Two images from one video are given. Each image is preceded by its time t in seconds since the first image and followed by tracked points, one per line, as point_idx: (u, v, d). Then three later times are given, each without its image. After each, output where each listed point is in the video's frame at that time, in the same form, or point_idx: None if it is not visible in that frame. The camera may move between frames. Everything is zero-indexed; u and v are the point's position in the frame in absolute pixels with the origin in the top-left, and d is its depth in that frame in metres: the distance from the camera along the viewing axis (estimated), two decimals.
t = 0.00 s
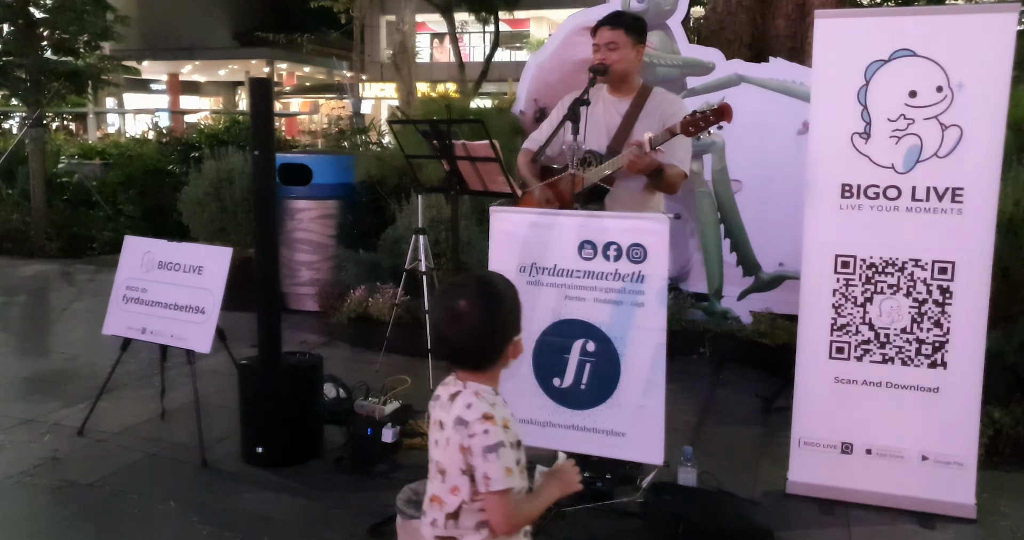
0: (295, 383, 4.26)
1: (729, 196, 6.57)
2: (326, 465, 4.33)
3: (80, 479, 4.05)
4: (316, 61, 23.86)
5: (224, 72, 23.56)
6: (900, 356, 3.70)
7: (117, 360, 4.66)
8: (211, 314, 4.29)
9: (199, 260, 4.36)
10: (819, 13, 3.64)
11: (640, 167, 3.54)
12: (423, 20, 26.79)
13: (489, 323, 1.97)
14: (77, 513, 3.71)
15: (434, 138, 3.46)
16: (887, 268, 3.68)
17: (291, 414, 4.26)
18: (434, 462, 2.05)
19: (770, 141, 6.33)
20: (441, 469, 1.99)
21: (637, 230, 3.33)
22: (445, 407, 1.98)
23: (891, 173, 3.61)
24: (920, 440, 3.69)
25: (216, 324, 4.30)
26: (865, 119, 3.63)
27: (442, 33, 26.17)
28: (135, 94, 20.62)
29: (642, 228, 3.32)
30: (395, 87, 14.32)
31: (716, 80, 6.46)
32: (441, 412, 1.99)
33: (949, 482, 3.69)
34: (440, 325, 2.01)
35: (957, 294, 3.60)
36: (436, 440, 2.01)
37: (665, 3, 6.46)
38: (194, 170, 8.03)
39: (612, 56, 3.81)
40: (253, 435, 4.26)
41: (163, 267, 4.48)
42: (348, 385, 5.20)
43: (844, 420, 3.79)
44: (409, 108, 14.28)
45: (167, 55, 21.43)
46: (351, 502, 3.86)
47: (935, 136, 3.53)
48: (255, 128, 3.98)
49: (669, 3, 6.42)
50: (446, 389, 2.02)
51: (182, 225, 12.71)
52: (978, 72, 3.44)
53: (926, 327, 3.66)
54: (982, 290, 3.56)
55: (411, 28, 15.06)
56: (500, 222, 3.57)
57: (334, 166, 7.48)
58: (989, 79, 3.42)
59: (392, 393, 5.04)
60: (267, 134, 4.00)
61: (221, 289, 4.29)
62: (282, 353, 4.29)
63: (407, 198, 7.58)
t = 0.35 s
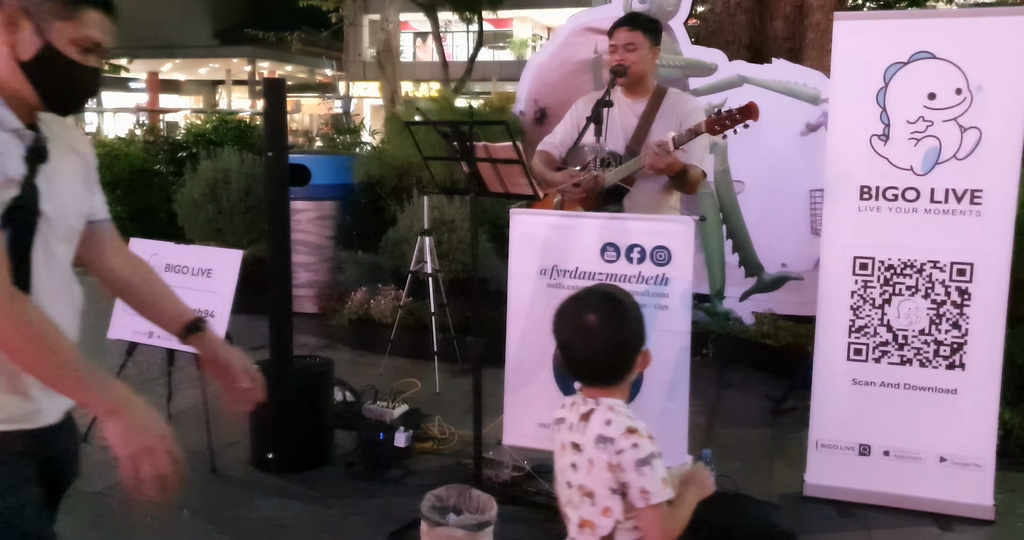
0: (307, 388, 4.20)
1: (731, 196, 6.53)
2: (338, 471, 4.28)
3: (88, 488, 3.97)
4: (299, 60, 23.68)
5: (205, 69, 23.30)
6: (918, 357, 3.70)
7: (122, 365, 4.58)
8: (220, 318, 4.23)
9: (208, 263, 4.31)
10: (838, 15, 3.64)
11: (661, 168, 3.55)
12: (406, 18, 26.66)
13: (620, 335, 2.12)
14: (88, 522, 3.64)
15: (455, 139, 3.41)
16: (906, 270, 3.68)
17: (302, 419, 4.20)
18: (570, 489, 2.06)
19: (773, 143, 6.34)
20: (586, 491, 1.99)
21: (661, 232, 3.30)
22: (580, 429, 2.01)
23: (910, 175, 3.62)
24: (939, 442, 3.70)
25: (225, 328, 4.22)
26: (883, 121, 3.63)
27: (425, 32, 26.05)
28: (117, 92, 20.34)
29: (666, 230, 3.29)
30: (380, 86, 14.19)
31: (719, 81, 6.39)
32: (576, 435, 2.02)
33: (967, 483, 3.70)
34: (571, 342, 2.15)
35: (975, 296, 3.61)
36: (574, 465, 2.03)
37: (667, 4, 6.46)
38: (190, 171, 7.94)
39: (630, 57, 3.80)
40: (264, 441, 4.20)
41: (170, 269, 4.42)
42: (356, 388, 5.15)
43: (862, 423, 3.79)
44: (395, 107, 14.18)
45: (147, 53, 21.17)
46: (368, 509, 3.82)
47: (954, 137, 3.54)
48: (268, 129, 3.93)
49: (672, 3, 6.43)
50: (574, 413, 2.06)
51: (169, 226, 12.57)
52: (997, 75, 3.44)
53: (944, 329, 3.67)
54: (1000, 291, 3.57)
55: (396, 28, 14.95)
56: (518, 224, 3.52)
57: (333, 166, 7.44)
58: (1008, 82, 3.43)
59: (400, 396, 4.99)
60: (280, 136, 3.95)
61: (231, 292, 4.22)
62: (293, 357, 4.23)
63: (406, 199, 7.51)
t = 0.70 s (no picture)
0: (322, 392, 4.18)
1: (729, 198, 6.50)
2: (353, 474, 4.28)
3: (101, 494, 3.94)
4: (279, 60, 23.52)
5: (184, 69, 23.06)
6: (930, 357, 3.76)
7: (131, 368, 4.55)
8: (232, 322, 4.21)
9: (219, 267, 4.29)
10: (852, 19, 3.68)
11: (681, 168, 3.64)
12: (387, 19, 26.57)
13: (759, 338, 2.02)
14: (102, 529, 3.61)
15: (479, 143, 3.44)
16: (918, 271, 3.74)
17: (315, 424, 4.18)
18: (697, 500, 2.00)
19: (772, 146, 6.33)
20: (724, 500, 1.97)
21: (684, 235, 3.35)
22: (709, 438, 1.98)
23: (923, 177, 3.67)
24: (951, 440, 3.75)
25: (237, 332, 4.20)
26: (897, 123, 3.68)
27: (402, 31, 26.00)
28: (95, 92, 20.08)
29: (689, 234, 3.34)
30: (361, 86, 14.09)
31: (717, 82, 6.33)
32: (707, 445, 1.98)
33: (978, 481, 3.76)
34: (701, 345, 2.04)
35: (986, 296, 3.67)
36: (705, 475, 1.98)
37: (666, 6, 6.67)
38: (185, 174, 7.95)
39: (648, 59, 3.87)
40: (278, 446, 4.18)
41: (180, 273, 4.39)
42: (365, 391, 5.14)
43: (876, 422, 3.84)
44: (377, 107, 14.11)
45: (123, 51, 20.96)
46: (386, 514, 3.82)
47: (967, 140, 3.59)
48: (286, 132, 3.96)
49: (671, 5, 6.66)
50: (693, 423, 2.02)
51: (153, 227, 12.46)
52: (1010, 79, 3.50)
53: (956, 329, 3.72)
54: (1011, 292, 3.63)
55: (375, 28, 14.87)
56: (539, 227, 3.55)
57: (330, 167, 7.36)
58: (1020, 86, 3.49)
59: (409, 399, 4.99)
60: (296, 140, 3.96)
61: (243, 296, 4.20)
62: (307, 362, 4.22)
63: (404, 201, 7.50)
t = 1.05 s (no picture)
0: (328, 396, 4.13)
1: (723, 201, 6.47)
2: (360, 479, 4.25)
3: (105, 502, 3.86)
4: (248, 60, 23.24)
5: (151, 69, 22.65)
6: (933, 356, 3.83)
7: (130, 373, 4.48)
8: (237, 327, 4.14)
9: (223, 270, 4.22)
10: (859, 23, 3.77)
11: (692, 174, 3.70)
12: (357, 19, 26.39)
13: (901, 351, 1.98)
14: (110, 538, 3.54)
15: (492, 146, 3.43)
16: (922, 271, 3.79)
17: (322, 429, 4.13)
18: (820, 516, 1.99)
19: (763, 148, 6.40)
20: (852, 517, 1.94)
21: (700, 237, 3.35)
22: (839, 454, 1.95)
23: (928, 179, 3.74)
24: (955, 438, 3.82)
25: (242, 337, 4.14)
26: (902, 126, 3.77)
27: (372, 31, 25.89)
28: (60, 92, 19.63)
29: (705, 235, 3.35)
30: (334, 86, 14.04)
31: (710, 83, 6.26)
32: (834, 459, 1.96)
33: (981, 477, 3.83)
34: (840, 356, 2.00)
35: (989, 295, 3.73)
36: (832, 490, 1.97)
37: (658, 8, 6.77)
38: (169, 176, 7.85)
39: (659, 63, 3.91)
40: (283, 451, 4.13)
41: (181, 278, 4.32)
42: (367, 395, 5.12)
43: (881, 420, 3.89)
44: (352, 106, 14.07)
45: (88, 51, 20.60)
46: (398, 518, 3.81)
47: (970, 142, 3.67)
48: (292, 135, 3.92)
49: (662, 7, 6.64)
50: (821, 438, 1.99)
51: (127, 230, 12.22)
52: (1012, 83, 3.59)
53: (959, 328, 3.79)
54: (1013, 291, 3.69)
55: (349, 27, 14.83)
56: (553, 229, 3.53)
57: (319, 168, 7.32)
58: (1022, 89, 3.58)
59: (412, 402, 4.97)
60: (304, 142, 3.94)
61: (247, 300, 4.14)
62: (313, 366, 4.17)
63: (395, 203, 7.48)
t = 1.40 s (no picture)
0: (327, 399, 4.09)
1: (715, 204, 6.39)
2: (360, 483, 4.21)
3: (100, 512, 3.77)
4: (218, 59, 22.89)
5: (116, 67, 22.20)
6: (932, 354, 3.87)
7: (121, 380, 4.38)
8: (232, 331, 4.05)
9: (216, 273, 4.12)
10: (857, 24, 3.78)
11: (696, 170, 3.62)
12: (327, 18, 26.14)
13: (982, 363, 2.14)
14: None
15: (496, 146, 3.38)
16: (922, 270, 3.82)
17: (321, 433, 4.09)
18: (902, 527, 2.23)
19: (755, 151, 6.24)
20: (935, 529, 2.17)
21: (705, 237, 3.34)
22: (925, 468, 2.17)
23: (926, 179, 3.76)
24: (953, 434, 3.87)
25: (236, 342, 4.05)
26: (901, 126, 3.78)
27: (343, 30, 25.68)
28: (23, 92, 19.18)
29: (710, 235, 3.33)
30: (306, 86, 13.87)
31: (698, 84, 6.15)
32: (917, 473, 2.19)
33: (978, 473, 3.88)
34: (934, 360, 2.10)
35: (988, 294, 3.76)
36: (915, 503, 2.20)
37: (646, 9, 6.75)
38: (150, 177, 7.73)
39: (652, 64, 3.87)
40: (282, 457, 4.07)
41: (172, 281, 4.21)
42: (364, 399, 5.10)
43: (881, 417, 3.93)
44: (326, 107, 13.92)
45: (53, 49, 20.20)
46: (402, 523, 3.77)
47: (968, 142, 3.68)
48: (289, 135, 3.85)
49: (650, 8, 6.71)
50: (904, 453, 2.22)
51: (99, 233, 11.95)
52: (1009, 83, 3.59)
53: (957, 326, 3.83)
54: (1011, 289, 3.72)
55: (321, 27, 14.70)
56: (556, 231, 3.52)
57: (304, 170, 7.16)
58: (1019, 89, 3.58)
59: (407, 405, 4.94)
60: (300, 142, 3.87)
61: (242, 303, 4.04)
62: (311, 369, 4.12)
63: (381, 204, 7.44)
